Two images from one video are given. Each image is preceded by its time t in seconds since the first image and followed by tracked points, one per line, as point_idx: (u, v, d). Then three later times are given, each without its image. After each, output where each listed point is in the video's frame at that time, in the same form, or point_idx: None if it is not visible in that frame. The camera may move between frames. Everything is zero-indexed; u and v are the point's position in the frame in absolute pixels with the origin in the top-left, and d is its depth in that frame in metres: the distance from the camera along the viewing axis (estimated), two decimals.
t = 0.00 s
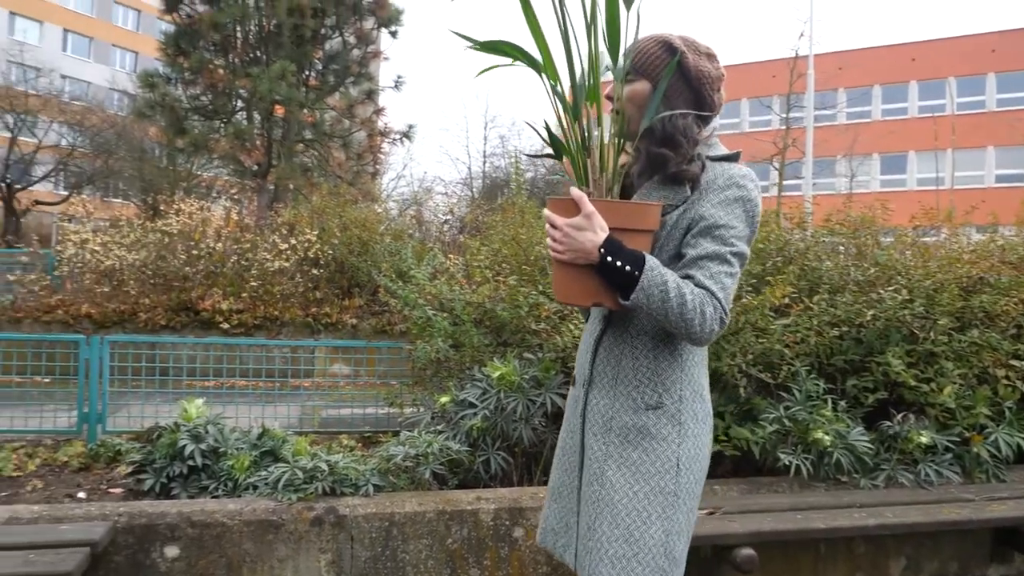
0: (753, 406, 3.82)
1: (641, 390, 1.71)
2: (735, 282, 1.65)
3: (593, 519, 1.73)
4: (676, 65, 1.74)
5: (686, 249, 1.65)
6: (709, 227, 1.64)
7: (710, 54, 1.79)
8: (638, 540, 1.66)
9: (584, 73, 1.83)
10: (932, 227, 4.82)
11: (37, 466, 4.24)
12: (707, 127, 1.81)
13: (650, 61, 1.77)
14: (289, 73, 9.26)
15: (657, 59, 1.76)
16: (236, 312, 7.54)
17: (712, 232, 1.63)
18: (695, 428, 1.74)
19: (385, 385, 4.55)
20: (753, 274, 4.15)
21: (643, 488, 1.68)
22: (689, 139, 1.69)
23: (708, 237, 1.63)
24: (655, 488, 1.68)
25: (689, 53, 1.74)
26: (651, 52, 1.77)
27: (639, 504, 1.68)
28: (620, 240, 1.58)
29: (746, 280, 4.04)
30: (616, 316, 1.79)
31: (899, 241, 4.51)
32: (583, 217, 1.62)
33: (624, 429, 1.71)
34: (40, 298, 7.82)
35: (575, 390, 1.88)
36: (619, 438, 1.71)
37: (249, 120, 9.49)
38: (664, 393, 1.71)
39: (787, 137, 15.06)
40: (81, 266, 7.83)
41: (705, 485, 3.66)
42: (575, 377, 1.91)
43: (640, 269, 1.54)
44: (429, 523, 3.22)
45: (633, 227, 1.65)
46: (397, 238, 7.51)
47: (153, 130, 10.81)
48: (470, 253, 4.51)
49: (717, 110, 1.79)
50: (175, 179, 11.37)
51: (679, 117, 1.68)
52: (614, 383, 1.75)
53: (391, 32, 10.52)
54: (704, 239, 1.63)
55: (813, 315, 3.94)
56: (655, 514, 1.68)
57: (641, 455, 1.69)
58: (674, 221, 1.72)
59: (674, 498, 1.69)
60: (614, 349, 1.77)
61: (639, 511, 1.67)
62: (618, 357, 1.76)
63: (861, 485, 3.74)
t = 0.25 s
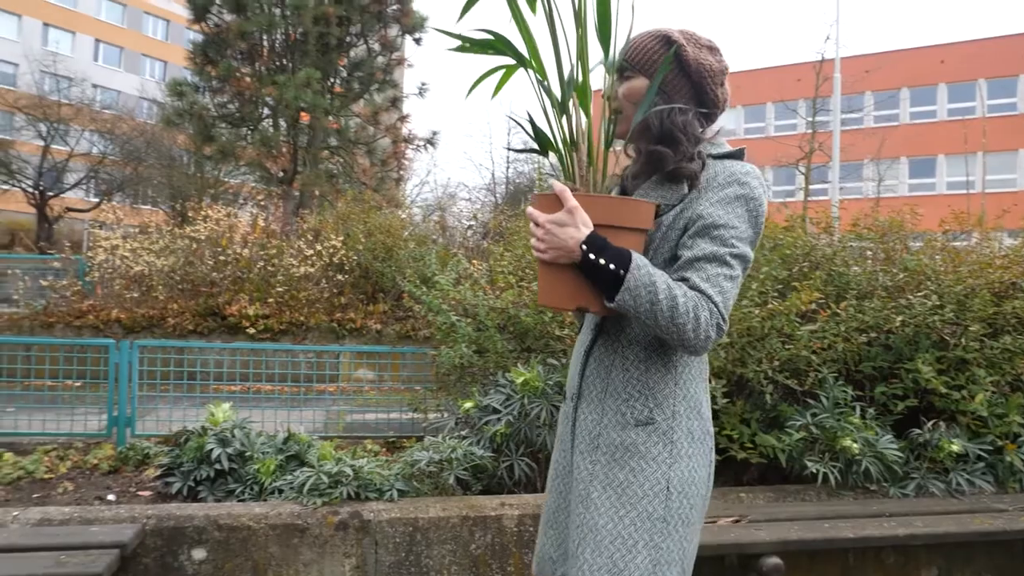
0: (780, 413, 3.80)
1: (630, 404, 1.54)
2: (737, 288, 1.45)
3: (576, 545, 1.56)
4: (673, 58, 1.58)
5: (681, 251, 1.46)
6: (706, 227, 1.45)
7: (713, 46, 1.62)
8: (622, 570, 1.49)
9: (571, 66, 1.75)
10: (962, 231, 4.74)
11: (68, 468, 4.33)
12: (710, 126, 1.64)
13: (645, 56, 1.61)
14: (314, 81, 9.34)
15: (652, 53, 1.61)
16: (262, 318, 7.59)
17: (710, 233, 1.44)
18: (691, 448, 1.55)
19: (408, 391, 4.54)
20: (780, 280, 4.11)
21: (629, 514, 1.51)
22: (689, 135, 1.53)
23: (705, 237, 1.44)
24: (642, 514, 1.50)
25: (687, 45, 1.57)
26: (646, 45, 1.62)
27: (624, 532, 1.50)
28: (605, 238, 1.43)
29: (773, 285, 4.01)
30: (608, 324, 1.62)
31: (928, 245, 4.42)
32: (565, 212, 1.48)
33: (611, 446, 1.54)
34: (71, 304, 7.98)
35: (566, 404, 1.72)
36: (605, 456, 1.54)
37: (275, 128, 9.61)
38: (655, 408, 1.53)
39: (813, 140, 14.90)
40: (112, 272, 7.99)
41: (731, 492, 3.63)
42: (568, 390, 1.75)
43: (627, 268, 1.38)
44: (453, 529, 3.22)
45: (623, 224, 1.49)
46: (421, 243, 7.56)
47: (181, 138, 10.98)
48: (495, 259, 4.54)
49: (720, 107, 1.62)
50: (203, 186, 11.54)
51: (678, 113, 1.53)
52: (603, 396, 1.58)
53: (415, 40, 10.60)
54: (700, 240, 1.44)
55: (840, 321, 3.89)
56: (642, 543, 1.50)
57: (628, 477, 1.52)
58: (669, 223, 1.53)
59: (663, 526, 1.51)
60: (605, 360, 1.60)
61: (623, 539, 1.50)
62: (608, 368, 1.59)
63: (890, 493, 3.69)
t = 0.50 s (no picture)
0: (813, 423, 3.76)
1: (605, 407, 1.35)
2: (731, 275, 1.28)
3: (534, 565, 1.38)
4: (661, 29, 1.41)
5: (667, 232, 1.30)
6: (696, 204, 1.28)
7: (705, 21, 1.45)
8: None
9: (550, 35, 1.68)
10: (1002, 238, 4.64)
11: (105, 472, 4.43)
12: (705, 108, 1.46)
13: (630, 30, 1.45)
14: (345, 91, 9.43)
15: (639, 27, 1.45)
16: (294, 325, 7.66)
17: (699, 211, 1.27)
18: (674, 461, 1.36)
19: (438, 398, 4.62)
20: (812, 287, 4.07)
21: (597, 533, 1.32)
22: (678, 112, 1.38)
23: (694, 216, 1.27)
24: (611, 534, 1.32)
25: (675, 16, 1.40)
26: (633, 19, 1.46)
27: (589, 553, 1.32)
28: (576, 208, 1.27)
29: (805, 293, 3.98)
30: (587, 317, 1.45)
31: (966, 252, 4.31)
32: (532, 180, 1.31)
33: (581, 454, 1.35)
34: (108, 310, 8.16)
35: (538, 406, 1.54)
36: (574, 466, 1.36)
37: (307, 137, 9.74)
38: (633, 413, 1.34)
39: (846, 146, 14.71)
40: (148, 280, 8.14)
41: (763, 503, 3.59)
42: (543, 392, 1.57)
43: (599, 243, 1.21)
44: (482, 536, 3.23)
45: (601, 195, 1.33)
46: (450, 251, 7.60)
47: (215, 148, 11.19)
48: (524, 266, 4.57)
49: (715, 85, 1.44)
50: (237, 196, 11.72)
51: (665, 86, 1.38)
52: (577, 399, 1.40)
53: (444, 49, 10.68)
54: (689, 219, 1.27)
55: (875, 329, 3.83)
56: (609, 567, 1.32)
57: (600, 489, 1.33)
58: (655, 206, 1.37)
59: (635, 548, 1.33)
60: (581, 357, 1.42)
61: (589, 559, 1.32)
62: (583, 366, 1.41)
63: (927, 506, 3.62)
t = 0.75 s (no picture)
0: (846, 431, 3.71)
1: (607, 421, 1.26)
2: (740, 279, 1.19)
3: None
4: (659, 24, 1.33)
5: (669, 235, 1.21)
6: (700, 204, 1.19)
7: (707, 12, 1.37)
8: None
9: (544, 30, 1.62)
10: None
11: (139, 476, 4.50)
12: (710, 104, 1.38)
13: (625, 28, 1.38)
14: (374, 99, 9.49)
15: (635, 24, 1.37)
16: (323, 331, 7.73)
17: (704, 212, 1.18)
18: (683, 480, 1.27)
19: (466, 404, 4.57)
20: (844, 293, 4.02)
21: (601, 557, 1.23)
22: (680, 110, 1.31)
23: (698, 216, 1.19)
24: (617, 558, 1.23)
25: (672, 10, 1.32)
26: (629, 15, 1.39)
27: None
28: (570, 212, 1.20)
29: (837, 299, 3.93)
30: (587, 327, 1.36)
31: (1004, 256, 4.23)
32: (525, 183, 1.25)
33: (583, 472, 1.26)
34: (143, 316, 8.31)
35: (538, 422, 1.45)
36: (575, 485, 1.27)
37: (336, 145, 9.84)
38: (637, 428, 1.25)
39: (880, 150, 14.48)
40: (181, 286, 8.29)
41: (794, 512, 3.54)
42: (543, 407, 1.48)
43: (595, 247, 1.13)
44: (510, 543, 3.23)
45: (598, 198, 1.27)
46: (479, 258, 7.61)
47: (247, 157, 11.36)
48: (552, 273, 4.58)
49: (719, 79, 1.35)
50: (267, 203, 11.87)
51: (666, 85, 1.31)
52: (577, 413, 1.31)
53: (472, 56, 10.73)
54: (692, 220, 1.19)
55: (909, 335, 3.76)
56: None
57: (603, 510, 1.24)
58: (656, 208, 1.29)
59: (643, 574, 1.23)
60: (580, 370, 1.34)
61: None
62: (583, 379, 1.32)
63: (965, 517, 3.54)
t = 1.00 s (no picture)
0: (882, 440, 3.65)
1: (623, 431, 1.21)
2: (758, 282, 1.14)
3: None
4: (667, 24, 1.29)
5: (684, 237, 1.17)
6: (715, 205, 1.14)
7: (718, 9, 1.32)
8: None
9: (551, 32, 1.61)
10: None
11: (174, 480, 4.56)
12: (724, 104, 1.33)
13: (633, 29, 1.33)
14: (404, 108, 9.58)
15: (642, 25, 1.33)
16: (354, 337, 7.77)
17: (719, 213, 1.14)
18: (703, 491, 1.22)
19: (495, 411, 4.58)
20: (879, 299, 3.95)
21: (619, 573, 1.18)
22: (694, 111, 1.26)
23: (714, 217, 1.14)
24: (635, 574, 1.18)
25: (681, 9, 1.28)
26: (636, 17, 1.34)
27: None
28: (580, 215, 1.16)
29: (872, 306, 3.87)
30: (601, 334, 1.32)
31: None
32: (534, 186, 1.21)
33: (599, 484, 1.22)
34: (178, 323, 8.46)
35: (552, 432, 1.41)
36: (591, 498, 1.22)
37: (367, 153, 9.94)
38: (654, 437, 1.20)
39: (915, 154, 14.24)
40: (216, 293, 8.42)
41: (829, 523, 3.48)
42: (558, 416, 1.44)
43: (607, 251, 1.09)
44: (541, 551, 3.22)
45: (611, 200, 1.22)
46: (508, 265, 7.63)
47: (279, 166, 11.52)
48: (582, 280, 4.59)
49: (733, 78, 1.30)
50: (299, 211, 12.01)
51: (677, 85, 1.26)
52: (592, 423, 1.26)
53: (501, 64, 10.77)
54: (707, 222, 1.14)
55: (947, 343, 3.68)
56: None
57: (620, 523, 1.19)
58: (670, 211, 1.25)
59: None
60: (595, 378, 1.29)
61: None
62: (598, 388, 1.28)
63: (1006, 529, 3.45)
